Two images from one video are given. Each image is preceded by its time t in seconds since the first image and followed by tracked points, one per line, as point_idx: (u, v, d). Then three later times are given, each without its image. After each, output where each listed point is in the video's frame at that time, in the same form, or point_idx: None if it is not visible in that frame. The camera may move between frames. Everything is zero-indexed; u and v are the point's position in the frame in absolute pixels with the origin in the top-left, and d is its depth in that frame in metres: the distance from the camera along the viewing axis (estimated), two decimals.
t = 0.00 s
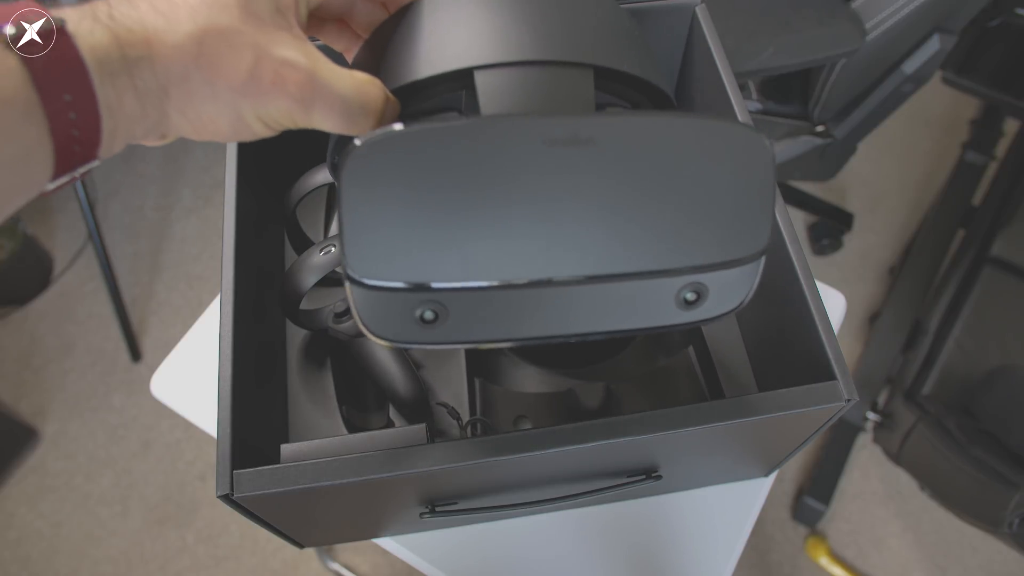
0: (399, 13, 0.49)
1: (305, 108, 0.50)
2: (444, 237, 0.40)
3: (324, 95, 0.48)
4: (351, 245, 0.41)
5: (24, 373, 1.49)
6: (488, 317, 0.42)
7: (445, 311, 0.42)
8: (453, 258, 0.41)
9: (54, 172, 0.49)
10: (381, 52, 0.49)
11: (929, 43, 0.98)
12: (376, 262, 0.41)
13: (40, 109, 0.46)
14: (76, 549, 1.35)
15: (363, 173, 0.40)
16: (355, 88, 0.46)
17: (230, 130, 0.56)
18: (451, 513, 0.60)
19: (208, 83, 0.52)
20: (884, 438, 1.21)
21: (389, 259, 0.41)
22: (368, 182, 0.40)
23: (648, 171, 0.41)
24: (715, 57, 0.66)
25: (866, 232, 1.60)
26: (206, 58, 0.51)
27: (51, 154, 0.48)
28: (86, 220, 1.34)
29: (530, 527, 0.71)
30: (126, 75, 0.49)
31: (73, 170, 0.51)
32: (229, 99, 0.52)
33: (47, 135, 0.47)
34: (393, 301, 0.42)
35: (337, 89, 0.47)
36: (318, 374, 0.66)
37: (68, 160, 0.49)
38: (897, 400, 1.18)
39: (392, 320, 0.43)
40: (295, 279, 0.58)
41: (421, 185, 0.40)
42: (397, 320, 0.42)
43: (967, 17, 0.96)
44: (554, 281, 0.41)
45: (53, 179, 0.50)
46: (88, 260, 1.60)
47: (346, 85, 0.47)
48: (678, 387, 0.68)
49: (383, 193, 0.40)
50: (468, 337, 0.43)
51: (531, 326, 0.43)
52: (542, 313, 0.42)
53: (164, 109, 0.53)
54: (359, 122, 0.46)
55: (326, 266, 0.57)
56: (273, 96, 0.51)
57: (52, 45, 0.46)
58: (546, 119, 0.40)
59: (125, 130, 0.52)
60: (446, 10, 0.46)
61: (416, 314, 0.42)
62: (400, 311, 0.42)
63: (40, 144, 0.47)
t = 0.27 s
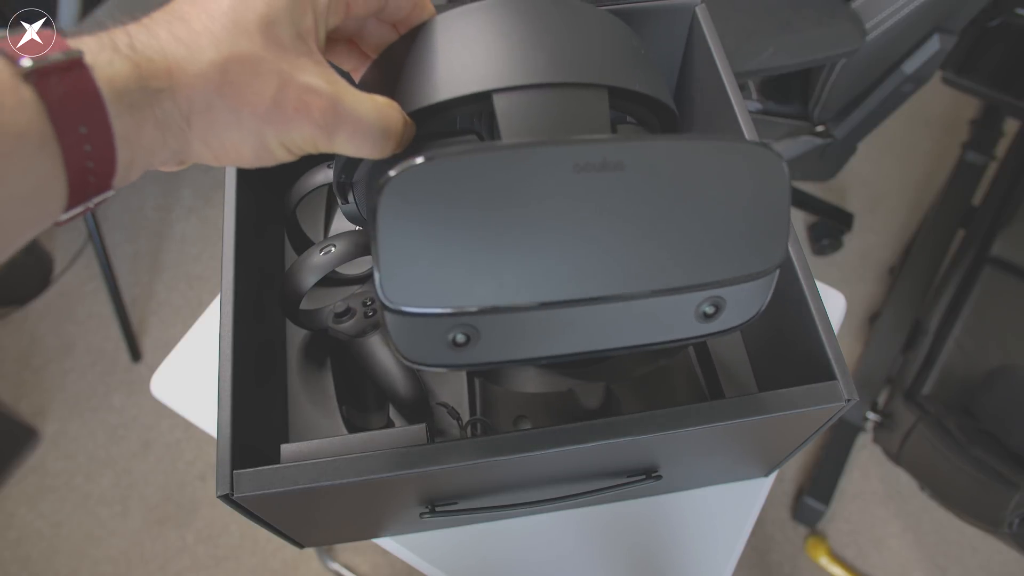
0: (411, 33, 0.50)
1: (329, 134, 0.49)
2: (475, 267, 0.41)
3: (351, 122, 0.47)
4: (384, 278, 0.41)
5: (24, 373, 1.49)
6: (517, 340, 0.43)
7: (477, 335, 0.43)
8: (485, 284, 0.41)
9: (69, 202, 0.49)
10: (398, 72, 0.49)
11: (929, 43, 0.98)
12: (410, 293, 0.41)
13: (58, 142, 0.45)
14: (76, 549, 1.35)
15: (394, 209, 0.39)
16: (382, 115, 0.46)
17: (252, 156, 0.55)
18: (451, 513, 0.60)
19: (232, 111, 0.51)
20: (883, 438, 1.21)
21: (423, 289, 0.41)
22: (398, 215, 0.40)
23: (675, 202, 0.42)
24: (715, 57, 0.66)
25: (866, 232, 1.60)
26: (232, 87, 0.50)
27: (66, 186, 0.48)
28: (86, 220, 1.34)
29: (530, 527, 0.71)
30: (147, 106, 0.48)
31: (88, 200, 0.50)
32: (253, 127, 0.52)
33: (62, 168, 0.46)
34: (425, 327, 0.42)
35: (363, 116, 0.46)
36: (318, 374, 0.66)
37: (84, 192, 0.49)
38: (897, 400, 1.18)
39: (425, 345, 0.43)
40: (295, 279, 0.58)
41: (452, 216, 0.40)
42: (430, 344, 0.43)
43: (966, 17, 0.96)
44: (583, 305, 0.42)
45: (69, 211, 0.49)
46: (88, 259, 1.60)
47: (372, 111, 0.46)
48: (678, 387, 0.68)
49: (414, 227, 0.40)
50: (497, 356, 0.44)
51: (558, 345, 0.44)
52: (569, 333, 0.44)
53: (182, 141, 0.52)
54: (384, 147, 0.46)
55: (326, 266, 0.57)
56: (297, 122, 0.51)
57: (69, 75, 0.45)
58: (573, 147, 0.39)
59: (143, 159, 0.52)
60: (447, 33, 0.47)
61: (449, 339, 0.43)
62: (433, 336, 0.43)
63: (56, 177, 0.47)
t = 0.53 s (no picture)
0: (408, 29, 0.49)
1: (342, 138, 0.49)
2: (492, 264, 0.41)
3: (363, 125, 0.46)
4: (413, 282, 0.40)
5: (24, 373, 1.49)
6: (546, 328, 0.43)
7: (510, 329, 0.43)
8: (518, 273, 0.41)
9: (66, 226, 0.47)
10: (399, 68, 0.49)
11: (929, 43, 0.98)
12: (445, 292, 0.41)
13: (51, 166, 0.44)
14: (76, 549, 1.35)
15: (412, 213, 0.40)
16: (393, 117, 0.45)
17: (265, 164, 0.54)
18: (451, 513, 0.60)
19: (241, 121, 0.50)
20: (883, 438, 1.21)
21: (457, 288, 0.41)
22: (424, 214, 0.40)
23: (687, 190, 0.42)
24: (715, 57, 0.66)
25: (866, 232, 1.60)
26: (240, 96, 0.49)
27: (61, 209, 0.46)
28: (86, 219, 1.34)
29: (530, 527, 0.71)
30: (148, 123, 0.47)
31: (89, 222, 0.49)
32: (263, 131, 0.51)
33: (58, 192, 0.45)
34: (458, 324, 0.42)
35: (375, 119, 0.45)
36: (317, 374, 0.66)
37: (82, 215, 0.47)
38: (897, 401, 1.18)
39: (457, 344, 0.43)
40: (295, 279, 0.58)
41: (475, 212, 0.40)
42: (469, 343, 0.43)
43: (967, 17, 0.96)
44: (613, 287, 0.42)
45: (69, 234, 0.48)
46: (88, 259, 1.60)
47: (383, 115, 0.45)
48: (678, 387, 0.68)
49: (429, 227, 0.40)
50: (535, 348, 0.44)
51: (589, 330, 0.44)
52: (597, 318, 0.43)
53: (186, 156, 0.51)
54: (399, 147, 0.46)
55: (325, 266, 0.57)
56: (310, 126, 0.50)
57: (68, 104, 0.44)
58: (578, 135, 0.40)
59: (147, 178, 0.50)
60: (445, 25, 0.47)
61: (479, 337, 0.43)
62: (469, 334, 0.42)
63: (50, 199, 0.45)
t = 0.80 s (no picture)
0: None
1: (349, 61, 0.38)
2: (583, 145, 0.31)
3: (374, 52, 0.37)
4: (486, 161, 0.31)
5: (24, 373, 1.49)
6: (627, 244, 0.32)
7: (588, 240, 0.31)
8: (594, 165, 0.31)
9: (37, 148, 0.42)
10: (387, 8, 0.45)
11: (929, 42, 0.98)
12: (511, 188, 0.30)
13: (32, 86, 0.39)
14: (76, 549, 1.35)
15: (499, 72, 0.31)
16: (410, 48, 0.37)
17: (263, 82, 0.42)
18: (451, 513, 0.60)
19: (240, 32, 0.40)
20: (883, 439, 1.21)
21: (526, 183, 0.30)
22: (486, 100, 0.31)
23: (772, 105, 0.35)
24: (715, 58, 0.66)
25: (866, 232, 1.60)
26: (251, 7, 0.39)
27: (31, 129, 0.40)
28: (86, 219, 1.34)
29: (530, 527, 0.71)
30: (137, 34, 0.40)
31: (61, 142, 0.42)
32: (264, 47, 0.40)
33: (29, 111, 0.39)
34: (523, 235, 0.31)
35: (389, 44, 0.36)
36: (317, 375, 0.66)
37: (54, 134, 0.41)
38: (897, 401, 1.18)
39: (519, 252, 0.31)
40: (295, 279, 0.58)
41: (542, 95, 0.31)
42: (530, 263, 0.31)
43: (966, 17, 0.96)
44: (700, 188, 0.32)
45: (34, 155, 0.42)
46: (88, 260, 1.60)
47: (401, 44, 0.37)
48: (677, 387, 0.68)
49: (522, 94, 0.31)
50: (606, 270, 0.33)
51: (665, 251, 0.33)
52: (674, 239, 0.33)
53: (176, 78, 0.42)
54: (409, 83, 0.37)
55: (326, 266, 0.58)
56: (318, 42, 0.39)
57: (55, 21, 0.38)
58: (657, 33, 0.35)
59: (131, 99, 0.43)
60: None
61: (546, 251, 0.31)
62: (534, 248, 0.31)
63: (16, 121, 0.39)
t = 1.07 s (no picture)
0: None
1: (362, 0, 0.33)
2: (618, 92, 0.34)
3: None
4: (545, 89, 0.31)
5: (24, 373, 1.49)
6: (636, 191, 0.35)
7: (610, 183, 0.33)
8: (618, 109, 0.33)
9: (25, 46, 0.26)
10: None
11: (929, 43, 0.98)
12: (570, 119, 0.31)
13: None
14: (76, 549, 1.35)
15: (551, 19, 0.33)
16: None
17: None
18: (451, 513, 0.60)
19: None
20: (883, 439, 1.21)
21: (580, 115, 0.32)
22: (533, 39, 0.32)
23: (726, 84, 0.40)
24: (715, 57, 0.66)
25: (866, 232, 1.60)
26: None
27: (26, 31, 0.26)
28: (86, 220, 1.34)
29: (530, 527, 0.71)
30: None
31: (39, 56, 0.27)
32: None
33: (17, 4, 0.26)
34: (573, 167, 0.32)
35: None
36: (317, 376, 0.66)
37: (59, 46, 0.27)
38: (897, 401, 1.19)
39: (572, 188, 0.32)
40: (295, 279, 0.58)
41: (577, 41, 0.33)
42: (571, 199, 0.32)
43: (966, 17, 0.96)
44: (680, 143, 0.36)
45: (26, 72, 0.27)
46: (89, 260, 1.60)
47: None
48: (677, 386, 0.68)
49: (573, 41, 0.33)
50: (621, 213, 0.35)
51: (659, 202, 0.36)
52: (665, 190, 0.36)
53: None
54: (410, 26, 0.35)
55: (325, 265, 0.57)
56: None
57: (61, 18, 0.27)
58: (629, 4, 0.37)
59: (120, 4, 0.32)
60: None
61: (588, 189, 0.32)
62: (578, 183, 0.32)
63: None
